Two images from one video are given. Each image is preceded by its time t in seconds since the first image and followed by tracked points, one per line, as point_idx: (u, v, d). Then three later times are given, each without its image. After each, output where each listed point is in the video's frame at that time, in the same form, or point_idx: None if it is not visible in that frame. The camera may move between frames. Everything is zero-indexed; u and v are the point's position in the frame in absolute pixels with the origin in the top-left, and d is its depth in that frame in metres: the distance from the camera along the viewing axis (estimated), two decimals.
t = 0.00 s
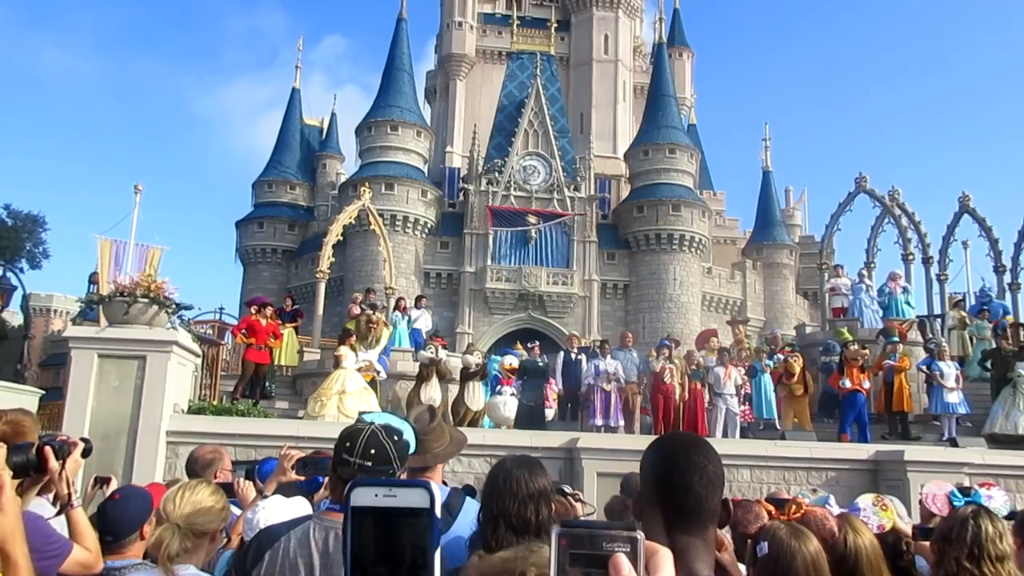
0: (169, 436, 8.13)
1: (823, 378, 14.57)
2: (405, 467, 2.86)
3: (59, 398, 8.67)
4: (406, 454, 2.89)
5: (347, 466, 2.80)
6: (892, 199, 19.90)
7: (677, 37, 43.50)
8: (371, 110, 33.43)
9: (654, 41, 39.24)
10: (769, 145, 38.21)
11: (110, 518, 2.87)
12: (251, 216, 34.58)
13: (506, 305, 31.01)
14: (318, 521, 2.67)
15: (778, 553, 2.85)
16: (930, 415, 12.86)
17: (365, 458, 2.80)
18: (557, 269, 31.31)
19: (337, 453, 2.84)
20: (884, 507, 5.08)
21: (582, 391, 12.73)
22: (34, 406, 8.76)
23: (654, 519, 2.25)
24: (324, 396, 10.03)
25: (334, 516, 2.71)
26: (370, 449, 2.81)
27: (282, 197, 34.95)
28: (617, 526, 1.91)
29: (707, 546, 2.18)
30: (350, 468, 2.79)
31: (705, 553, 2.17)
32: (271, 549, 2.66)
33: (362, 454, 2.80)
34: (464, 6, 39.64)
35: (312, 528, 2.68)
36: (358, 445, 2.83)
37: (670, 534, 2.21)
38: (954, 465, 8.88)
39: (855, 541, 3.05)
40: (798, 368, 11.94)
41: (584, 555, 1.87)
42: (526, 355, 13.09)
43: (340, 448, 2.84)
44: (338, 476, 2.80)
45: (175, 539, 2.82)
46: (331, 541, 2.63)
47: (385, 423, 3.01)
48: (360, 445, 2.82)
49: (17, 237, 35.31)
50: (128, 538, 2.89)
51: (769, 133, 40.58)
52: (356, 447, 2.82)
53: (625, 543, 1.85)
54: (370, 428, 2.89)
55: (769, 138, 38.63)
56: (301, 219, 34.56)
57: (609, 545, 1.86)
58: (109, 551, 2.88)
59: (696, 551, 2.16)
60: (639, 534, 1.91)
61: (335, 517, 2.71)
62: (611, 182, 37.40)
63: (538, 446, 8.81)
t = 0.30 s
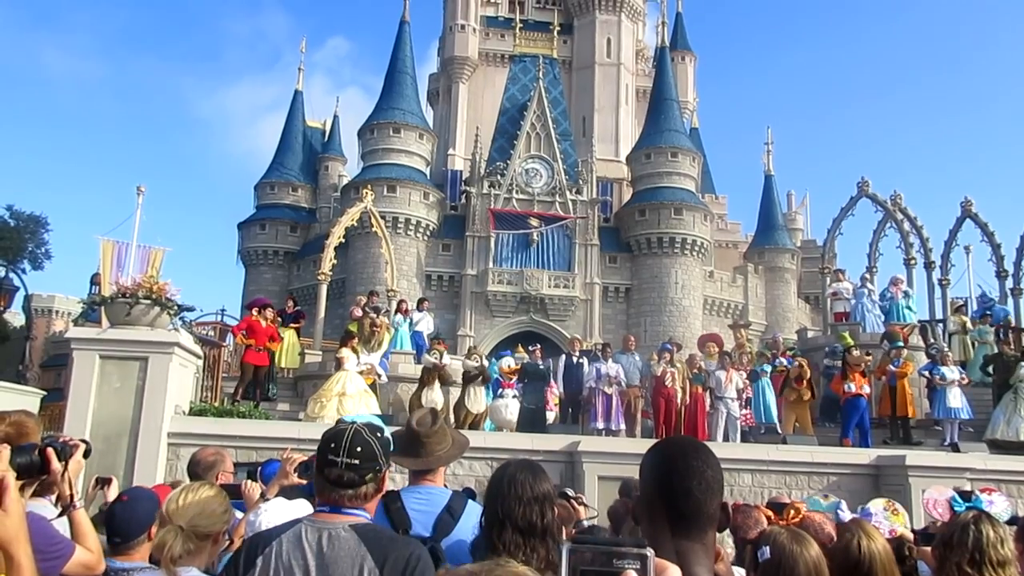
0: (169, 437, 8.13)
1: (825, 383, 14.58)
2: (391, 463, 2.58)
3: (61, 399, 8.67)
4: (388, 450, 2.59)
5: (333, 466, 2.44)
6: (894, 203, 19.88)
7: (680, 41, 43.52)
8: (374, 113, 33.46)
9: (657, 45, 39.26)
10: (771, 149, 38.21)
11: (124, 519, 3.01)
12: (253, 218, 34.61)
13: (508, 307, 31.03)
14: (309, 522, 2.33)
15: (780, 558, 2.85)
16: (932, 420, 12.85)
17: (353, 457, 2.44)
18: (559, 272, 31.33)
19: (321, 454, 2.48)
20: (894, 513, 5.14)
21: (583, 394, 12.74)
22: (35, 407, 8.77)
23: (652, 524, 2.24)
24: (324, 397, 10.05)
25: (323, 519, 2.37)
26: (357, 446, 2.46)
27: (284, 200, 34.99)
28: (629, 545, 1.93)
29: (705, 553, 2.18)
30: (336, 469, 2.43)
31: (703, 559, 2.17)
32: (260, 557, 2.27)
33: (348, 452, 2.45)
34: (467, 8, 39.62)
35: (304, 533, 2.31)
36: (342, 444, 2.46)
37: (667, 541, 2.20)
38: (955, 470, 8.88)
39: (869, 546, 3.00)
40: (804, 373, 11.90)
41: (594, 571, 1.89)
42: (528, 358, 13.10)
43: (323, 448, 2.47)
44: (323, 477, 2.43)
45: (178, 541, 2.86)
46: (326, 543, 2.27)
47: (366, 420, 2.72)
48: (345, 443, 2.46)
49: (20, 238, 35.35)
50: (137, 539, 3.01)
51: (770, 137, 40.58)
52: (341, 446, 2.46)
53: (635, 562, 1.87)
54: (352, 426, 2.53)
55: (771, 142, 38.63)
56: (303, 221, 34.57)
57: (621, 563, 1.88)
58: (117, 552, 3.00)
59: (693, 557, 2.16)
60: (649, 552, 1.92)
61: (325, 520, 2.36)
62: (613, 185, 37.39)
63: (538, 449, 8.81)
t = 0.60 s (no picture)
0: (173, 441, 8.13)
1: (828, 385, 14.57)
2: (369, 460, 2.55)
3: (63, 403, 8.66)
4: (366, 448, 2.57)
5: (315, 469, 2.40)
6: (896, 205, 19.87)
7: (681, 43, 43.56)
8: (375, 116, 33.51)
9: (658, 47, 39.30)
10: (772, 150, 38.22)
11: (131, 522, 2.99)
12: (255, 222, 34.64)
13: (509, 310, 31.02)
14: (298, 525, 2.29)
15: (790, 560, 2.86)
16: (935, 422, 12.83)
17: (333, 458, 2.41)
18: (561, 274, 31.34)
19: (300, 459, 2.45)
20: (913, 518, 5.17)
21: (586, 397, 12.75)
22: (38, 411, 8.78)
23: (653, 526, 2.23)
24: (327, 400, 10.06)
25: (311, 523, 2.33)
26: (336, 447, 2.44)
27: (286, 203, 35.02)
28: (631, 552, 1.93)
29: (705, 556, 2.16)
30: (318, 472, 2.40)
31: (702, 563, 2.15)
32: (249, 562, 2.23)
33: (328, 454, 2.42)
34: (467, 12, 39.64)
35: (293, 539, 2.26)
36: (322, 446, 2.43)
37: (667, 543, 2.20)
38: (958, 472, 8.87)
39: (889, 548, 2.99)
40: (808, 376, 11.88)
41: None
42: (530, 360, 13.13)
43: (302, 453, 2.44)
44: (305, 481, 2.40)
45: (183, 545, 2.86)
46: (317, 545, 2.24)
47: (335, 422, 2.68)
48: (324, 446, 2.43)
49: (22, 242, 35.38)
50: (142, 543, 3.01)
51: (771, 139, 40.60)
52: (320, 449, 2.43)
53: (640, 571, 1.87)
54: (329, 427, 2.50)
55: (772, 144, 38.64)
56: (304, 225, 34.59)
57: (625, 572, 1.88)
58: (122, 556, 3.01)
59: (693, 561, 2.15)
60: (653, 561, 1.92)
61: (314, 523, 2.32)
62: (614, 187, 37.40)
63: (541, 452, 8.81)
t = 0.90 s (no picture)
0: (175, 442, 8.14)
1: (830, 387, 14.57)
2: (367, 461, 2.54)
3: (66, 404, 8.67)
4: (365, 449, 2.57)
5: (312, 469, 2.41)
6: (898, 206, 19.85)
7: (684, 44, 43.54)
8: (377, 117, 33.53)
9: (660, 48, 39.28)
10: (774, 152, 38.19)
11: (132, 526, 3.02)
12: (258, 223, 34.67)
13: (511, 311, 31.01)
14: (298, 527, 2.28)
15: (796, 562, 2.86)
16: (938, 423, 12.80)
17: (330, 458, 2.41)
18: (563, 276, 31.34)
19: (297, 459, 2.45)
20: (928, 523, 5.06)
21: (587, 398, 12.74)
22: (40, 412, 8.79)
23: (649, 526, 2.23)
24: (332, 403, 10.04)
25: (310, 525, 2.32)
26: (333, 447, 2.43)
27: (288, 204, 35.03)
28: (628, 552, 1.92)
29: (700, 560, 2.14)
30: (315, 471, 2.40)
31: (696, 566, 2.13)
32: (248, 565, 2.22)
33: (325, 454, 2.42)
34: (470, 13, 39.67)
35: (291, 542, 2.25)
36: (319, 446, 2.43)
37: (660, 544, 2.19)
38: (960, 473, 8.86)
39: (902, 550, 2.98)
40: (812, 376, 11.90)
41: None
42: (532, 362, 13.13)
43: (299, 453, 2.44)
44: (302, 482, 2.39)
45: (185, 546, 2.87)
46: (315, 546, 2.22)
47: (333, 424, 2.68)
48: (321, 445, 2.43)
49: (25, 243, 35.45)
50: (146, 545, 3.04)
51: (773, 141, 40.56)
52: (317, 449, 2.43)
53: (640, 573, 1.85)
54: (326, 428, 2.50)
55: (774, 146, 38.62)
56: (307, 226, 34.60)
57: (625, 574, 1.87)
58: (128, 558, 3.03)
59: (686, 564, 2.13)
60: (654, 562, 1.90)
61: (312, 525, 2.31)
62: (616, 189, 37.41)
63: (543, 453, 8.81)
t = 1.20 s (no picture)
0: (173, 443, 8.13)
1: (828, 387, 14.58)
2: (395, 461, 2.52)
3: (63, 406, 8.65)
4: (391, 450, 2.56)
5: (338, 450, 2.43)
6: (896, 207, 19.87)
7: (681, 45, 43.58)
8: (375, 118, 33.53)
9: (657, 49, 39.30)
10: (772, 153, 38.22)
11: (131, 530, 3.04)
12: (255, 224, 34.65)
13: (509, 312, 31.00)
14: (311, 528, 2.22)
15: (795, 563, 2.87)
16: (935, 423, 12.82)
17: (356, 441, 2.44)
18: (561, 276, 31.36)
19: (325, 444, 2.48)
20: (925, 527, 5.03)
21: (585, 399, 12.75)
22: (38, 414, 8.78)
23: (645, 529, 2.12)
24: (332, 404, 10.02)
25: (324, 524, 2.27)
26: (361, 433, 2.46)
27: (286, 205, 35.01)
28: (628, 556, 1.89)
29: (687, 568, 2.00)
30: (339, 451, 2.43)
31: (681, 575, 2.00)
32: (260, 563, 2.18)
33: (352, 436, 2.45)
34: (467, 14, 39.68)
35: (302, 539, 2.20)
36: (348, 431, 2.47)
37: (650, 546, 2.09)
38: (958, 474, 8.86)
39: (898, 551, 2.99)
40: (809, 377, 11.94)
41: None
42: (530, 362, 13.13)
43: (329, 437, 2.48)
44: (327, 465, 2.41)
45: (182, 549, 2.86)
46: (327, 548, 2.16)
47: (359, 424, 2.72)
48: (350, 430, 2.47)
49: (22, 245, 35.41)
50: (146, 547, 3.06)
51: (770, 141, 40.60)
52: (345, 433, 2.46)
53: None
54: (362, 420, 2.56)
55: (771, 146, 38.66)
56: (304, 227, 34.59)
57: None
58: (129, 559, 3.04)
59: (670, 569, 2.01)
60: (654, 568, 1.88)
61: (325, 525, 2.26)
62: (614, 190, 37.45)
63: (540, 454, 8.81)
